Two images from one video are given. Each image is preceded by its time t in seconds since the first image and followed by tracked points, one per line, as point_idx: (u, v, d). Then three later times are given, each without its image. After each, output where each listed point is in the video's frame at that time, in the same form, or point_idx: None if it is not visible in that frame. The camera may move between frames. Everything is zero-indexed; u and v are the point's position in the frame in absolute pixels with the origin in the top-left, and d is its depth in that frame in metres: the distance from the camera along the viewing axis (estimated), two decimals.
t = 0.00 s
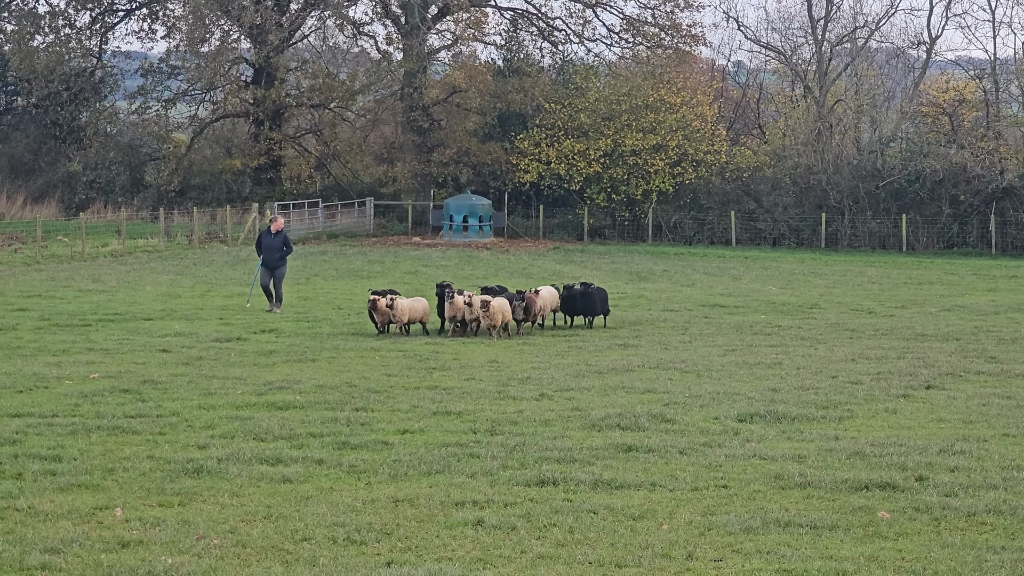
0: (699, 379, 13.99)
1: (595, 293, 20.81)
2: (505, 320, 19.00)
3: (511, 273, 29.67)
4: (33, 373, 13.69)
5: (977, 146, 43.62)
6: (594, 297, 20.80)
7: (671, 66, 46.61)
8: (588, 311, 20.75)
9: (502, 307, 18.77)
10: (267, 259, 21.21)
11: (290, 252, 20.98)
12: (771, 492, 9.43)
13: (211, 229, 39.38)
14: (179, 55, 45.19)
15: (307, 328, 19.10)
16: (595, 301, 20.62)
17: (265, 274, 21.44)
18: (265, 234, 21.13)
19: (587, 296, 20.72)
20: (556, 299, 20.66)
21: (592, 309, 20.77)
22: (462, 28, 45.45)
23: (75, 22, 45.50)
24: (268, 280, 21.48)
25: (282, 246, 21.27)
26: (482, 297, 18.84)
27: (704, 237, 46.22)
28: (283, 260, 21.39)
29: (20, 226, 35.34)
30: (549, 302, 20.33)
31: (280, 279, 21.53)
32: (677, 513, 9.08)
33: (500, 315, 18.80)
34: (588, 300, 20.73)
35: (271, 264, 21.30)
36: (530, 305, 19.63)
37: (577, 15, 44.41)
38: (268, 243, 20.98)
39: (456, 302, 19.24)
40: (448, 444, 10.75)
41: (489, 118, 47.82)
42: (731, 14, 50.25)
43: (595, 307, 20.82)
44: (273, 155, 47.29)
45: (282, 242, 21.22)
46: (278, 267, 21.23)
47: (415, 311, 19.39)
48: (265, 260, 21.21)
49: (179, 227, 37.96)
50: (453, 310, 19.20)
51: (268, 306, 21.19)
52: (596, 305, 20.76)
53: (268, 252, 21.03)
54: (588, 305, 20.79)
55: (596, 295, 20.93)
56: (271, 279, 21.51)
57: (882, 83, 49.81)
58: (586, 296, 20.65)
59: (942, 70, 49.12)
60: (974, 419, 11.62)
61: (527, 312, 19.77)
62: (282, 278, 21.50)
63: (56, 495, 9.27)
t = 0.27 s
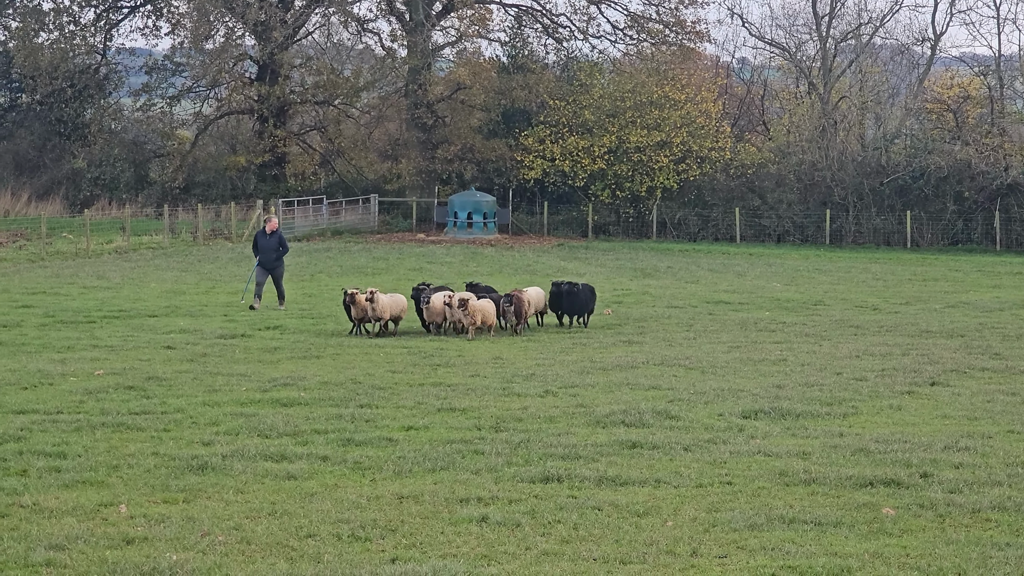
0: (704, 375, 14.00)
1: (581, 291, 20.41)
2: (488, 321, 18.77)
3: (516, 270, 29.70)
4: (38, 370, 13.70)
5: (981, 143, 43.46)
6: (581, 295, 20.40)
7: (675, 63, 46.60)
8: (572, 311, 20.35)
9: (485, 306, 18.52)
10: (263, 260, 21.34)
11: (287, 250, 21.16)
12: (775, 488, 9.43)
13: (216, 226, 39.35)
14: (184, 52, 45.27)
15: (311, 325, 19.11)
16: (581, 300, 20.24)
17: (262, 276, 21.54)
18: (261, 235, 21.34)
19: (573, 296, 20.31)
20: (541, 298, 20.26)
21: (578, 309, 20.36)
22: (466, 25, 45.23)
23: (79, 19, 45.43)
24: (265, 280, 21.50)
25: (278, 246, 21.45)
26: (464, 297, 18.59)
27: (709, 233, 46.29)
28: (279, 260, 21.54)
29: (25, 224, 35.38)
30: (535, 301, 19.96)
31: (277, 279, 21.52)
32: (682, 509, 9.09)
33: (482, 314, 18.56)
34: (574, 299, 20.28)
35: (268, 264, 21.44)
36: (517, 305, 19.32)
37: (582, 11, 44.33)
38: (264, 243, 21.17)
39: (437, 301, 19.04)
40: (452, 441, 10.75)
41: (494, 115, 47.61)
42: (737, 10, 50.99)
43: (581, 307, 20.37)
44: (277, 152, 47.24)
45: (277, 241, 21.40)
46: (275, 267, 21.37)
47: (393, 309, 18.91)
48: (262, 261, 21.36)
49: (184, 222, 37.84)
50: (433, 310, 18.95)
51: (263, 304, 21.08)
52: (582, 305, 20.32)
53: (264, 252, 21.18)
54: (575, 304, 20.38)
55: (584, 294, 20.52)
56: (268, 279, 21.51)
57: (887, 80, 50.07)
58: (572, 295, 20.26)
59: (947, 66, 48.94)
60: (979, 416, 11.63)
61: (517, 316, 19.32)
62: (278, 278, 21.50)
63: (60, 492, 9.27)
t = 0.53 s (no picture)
0: (712, 371, 13.99)
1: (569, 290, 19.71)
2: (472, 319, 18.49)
3: (524, 266, 29.69)
4: (46, 366, 13.69)
5: (989, 139, 43.00)
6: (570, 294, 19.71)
7: (682, 59, 45.84)
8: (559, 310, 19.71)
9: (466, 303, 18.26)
10: (259, 254, 20.94)
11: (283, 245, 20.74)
12: (783, 484, 9.43)
13: (223, 222, 39.44)
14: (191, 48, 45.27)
15: (318, 321, 19.11)
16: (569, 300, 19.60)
17: (258, 270, 21.19)
18: (256, 229, 20.89)
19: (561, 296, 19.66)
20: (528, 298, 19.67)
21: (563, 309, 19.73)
22: (474, 21, 45.46)
23: (87, 16, 45.37)
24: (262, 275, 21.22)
25: (274, 240, 21.01)
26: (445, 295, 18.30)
27: (716, 230, 46.73)
28: (275, 254, 21.14)
29: (33, 221, 35.44)
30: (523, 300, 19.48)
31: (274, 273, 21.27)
32: (690, 505, 9.09)
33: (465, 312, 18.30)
34: (562, 299, 19.60)
35: (264, 259, 21.04)
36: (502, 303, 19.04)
37: (590, 7, 44.30)
38: (259, 237, 20.75)
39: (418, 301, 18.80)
40: (460, 437, 10.74)
41: (501, 111, 47.76)
42: (743, 7, 49.93)
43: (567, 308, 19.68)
44: (285, 147, 47.13)
45: (274, 235, 20.96)
46: (271, 261, 20.96)
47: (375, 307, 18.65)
48: (259, 255, 20.93)
49: (193, 220, 38.17)
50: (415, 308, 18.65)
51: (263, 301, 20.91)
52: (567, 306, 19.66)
53: (260, 247, 20.77)
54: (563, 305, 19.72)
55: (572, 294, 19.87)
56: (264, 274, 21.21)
57: (895, 76, 48.99)
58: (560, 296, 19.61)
59: (953, 63, 48.23)
60: (986, 412, 11.62)
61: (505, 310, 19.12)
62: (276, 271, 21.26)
63: (68, 488, 9.28)
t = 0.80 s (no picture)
0: (723, 369, 13.99)
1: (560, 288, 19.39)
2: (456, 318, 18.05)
3: (535, 264, 29.69)
4: (57, 363, 13.72)
5: (1001, 136, 43.04)
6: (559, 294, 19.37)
7: (694, 56, 46.22)
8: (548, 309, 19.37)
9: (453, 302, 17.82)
10: (262, 252, 20.80)
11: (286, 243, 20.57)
12: (795, 482, 9.42)
13: (234, 219, 39.55)
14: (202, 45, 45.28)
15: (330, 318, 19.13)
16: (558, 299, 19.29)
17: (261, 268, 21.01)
18: (260, 227, 20.81)
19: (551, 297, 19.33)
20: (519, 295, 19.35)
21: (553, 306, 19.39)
22: (486, 18, 45.43)
23: (98, 12, 45.47)
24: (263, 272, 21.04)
25: (277, 238, 20.90)
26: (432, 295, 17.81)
27: (728, 227, 46.57)
28: (278, 253, 20.98)
29: (44, 218, 35.59)
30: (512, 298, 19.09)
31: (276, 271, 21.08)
32: (701, 502, 9.10)
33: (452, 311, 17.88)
34: (550, 298, 19.26)
35: (267, 257, 20.87)
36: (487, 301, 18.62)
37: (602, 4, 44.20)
38: (262, 234, 20.63)
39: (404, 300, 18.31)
40: (472, 434, 10.75)
41: (513, 108, 47.75)
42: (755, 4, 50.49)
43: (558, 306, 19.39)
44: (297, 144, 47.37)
45: (277, 233, 20.80)
46: (273, 259, 20.79)
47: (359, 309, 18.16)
48: (261, 253, 20.76)
49: (205, 216, 38.19)
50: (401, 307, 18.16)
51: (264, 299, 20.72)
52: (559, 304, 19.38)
53: (263, 244, 20.64)
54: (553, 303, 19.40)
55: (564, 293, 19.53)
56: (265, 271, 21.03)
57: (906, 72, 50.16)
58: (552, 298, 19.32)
59: (966, 60, 48.49)
60: (999, 410, 11.60)
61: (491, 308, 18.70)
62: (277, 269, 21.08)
63: (80, 484, 9.31)
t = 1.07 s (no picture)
0: (737, 367, 13.98)
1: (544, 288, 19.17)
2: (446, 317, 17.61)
3: (548, 261, 29.70)
4: (71, 360, 13.74)
5: (1015, 134, 42.95)
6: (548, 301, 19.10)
7: (708, 54, 46.42)
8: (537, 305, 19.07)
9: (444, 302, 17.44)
10: (265, 249, 20.64)
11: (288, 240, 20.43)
12: (808, 480, 9.42)
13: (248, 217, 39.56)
14: (216, 42, 45.41)
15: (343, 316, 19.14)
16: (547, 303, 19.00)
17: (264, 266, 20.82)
18: (264, 224, 20.70)
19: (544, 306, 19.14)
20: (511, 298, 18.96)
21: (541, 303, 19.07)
22: (499, 16, 45.74)
23: (112, 10, 45.76)
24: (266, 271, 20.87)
25: (280, 236, 20.75)
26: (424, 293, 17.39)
27: (742, 225, 46.27)
28: (281, 250, 20.80)
29: (58, 215, 35.75)
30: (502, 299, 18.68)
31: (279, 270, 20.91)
32: (715, 500, 9.10)
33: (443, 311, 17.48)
34: (537, 299, 18.81)
35: (269, 254, 20.70)
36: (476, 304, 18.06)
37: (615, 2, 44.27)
38: (265, 231, 20.51)
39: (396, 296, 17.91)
40: (485, 432, 10.76)
41: (526, 106, 47.97)
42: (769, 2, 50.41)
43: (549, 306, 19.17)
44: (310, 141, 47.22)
45: (280, 231, 20.70)
46: (276, 256, 20.60)
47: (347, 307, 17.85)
48: (263, 250, 20.65)
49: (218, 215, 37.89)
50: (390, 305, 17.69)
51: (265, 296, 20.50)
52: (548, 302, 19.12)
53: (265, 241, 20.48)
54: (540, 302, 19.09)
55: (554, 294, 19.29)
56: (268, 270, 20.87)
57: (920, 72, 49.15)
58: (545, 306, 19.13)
59: (980, 58, 48.42)
60: (1013, 409, 11.59)
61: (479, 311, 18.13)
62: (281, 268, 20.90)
63: (94, 482, 9.33)
